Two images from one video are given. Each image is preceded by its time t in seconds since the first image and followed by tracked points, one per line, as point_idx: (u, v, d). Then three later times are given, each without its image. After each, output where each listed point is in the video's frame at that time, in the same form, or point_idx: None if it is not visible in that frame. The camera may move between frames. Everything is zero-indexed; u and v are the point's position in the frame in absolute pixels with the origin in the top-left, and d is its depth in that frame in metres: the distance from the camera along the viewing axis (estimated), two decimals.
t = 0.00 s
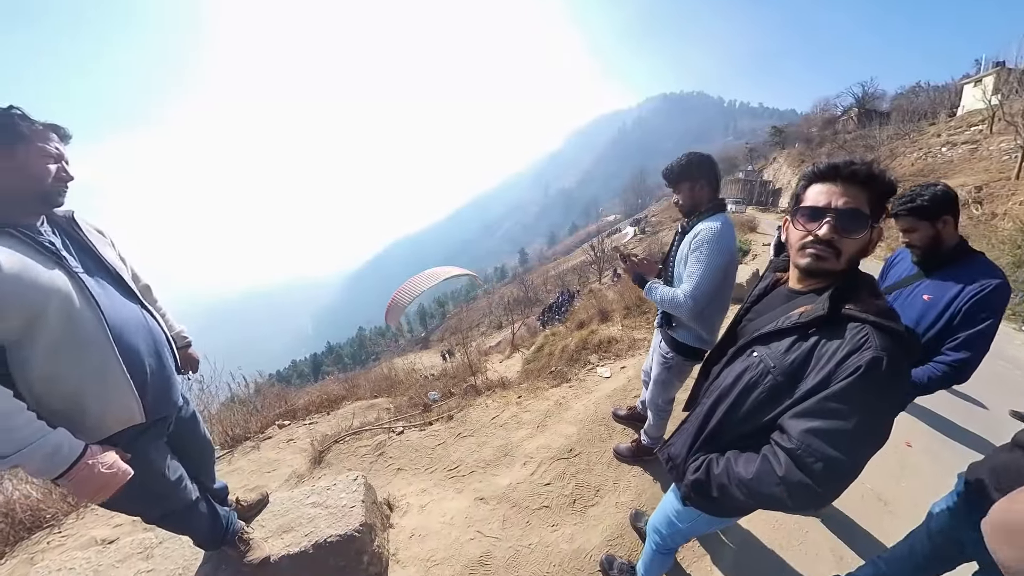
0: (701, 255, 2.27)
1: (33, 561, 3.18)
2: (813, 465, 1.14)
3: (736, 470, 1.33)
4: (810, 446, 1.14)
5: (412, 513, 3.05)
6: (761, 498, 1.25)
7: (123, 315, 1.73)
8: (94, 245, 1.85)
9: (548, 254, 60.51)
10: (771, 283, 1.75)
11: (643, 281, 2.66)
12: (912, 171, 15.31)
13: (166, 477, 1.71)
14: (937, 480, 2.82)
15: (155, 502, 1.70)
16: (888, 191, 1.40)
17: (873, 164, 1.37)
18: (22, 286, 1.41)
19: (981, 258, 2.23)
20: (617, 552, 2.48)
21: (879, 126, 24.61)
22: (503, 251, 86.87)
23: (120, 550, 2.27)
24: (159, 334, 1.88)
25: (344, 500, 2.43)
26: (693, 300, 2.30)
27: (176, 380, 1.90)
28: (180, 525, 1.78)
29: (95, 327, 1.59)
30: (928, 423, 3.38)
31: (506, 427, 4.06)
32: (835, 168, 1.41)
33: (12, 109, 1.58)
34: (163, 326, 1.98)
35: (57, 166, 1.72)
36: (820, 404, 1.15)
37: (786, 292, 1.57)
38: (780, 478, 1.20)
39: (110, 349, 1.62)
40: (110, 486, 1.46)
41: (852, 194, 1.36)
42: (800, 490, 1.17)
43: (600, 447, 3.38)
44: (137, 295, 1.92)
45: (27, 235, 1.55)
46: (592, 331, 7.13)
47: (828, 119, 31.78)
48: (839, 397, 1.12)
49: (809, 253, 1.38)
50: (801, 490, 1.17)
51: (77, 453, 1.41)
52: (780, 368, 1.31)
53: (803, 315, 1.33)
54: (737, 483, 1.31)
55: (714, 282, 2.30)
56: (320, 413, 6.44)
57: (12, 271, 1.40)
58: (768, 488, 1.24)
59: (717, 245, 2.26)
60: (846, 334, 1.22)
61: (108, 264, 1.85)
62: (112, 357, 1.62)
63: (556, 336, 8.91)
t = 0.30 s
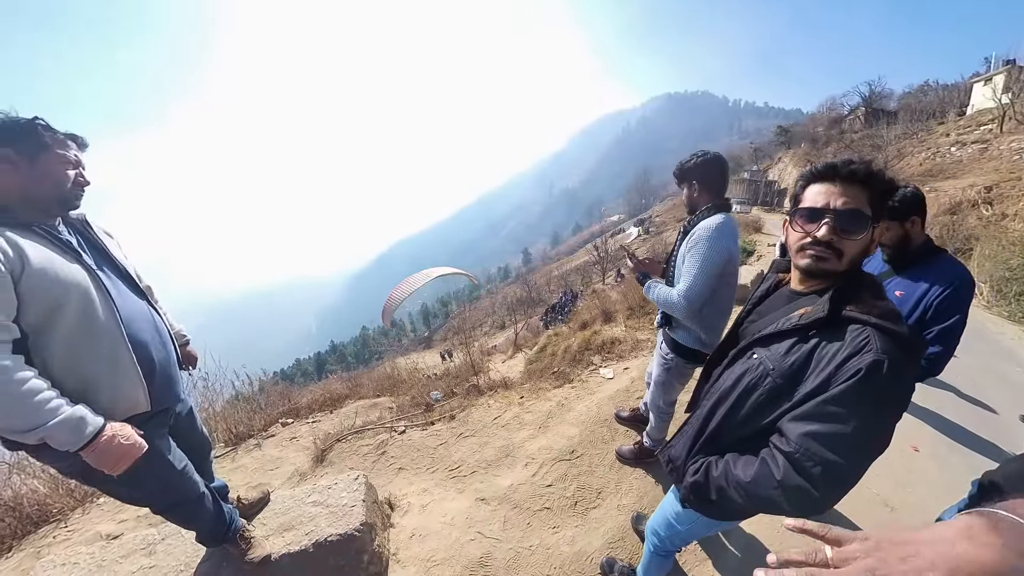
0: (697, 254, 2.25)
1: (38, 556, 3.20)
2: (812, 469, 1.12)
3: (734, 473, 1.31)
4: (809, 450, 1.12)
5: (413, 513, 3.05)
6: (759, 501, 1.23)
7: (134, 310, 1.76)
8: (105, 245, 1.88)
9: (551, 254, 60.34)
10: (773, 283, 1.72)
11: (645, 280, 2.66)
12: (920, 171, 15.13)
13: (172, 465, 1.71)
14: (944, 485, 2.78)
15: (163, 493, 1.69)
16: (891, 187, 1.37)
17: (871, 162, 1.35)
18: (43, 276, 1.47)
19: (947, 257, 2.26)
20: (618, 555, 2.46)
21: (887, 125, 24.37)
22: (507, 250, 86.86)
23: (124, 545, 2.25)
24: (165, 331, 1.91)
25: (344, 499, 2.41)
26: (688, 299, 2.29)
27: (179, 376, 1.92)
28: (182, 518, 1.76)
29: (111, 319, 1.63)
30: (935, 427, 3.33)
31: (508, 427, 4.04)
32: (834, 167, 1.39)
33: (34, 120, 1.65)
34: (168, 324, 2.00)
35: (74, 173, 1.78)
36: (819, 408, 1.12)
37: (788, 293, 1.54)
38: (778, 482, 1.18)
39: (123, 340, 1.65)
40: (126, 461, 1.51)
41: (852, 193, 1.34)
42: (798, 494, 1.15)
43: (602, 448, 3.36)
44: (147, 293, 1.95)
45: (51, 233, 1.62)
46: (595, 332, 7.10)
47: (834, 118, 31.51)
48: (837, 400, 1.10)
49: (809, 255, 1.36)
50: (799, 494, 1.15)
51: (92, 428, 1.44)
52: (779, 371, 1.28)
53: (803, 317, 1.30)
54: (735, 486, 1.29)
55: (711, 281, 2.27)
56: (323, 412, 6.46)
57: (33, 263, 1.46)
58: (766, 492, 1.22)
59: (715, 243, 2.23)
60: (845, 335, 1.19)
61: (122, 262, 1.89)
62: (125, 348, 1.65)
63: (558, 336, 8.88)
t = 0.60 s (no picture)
0: (696, 250, 2.24)
1: (43, 551, 3.22)
2: (814, 473, 1.10)
3: (736, 477, 1.29)
4: (811, 455, 1.09)
5: (414, 512, 3.04)
6: (761, 506, 1.21)
7: (143, 302, 1.79)
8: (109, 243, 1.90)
9: (554, 254, 60.21)
10: (777, 282, 1.70)
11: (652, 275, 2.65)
12: (928, 171, 14.97)
13: (187, 450, 1.70)
14: (950, 489, 2.76)
15: (179, 477, 1.69)
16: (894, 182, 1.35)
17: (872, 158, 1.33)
18: (62, 269, 1.49)
19: (906, 244, 2.18)
20: (620, 557, 2.44)
21: (894, 125, 24.14)
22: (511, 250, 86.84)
23: (128, 540, 2.25)
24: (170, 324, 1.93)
25: (346, 498, 2.41)
26: (685, 297, 2.28)
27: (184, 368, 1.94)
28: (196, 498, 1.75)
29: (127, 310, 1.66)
30: (944, 431, 3.29)
31: (509, 427, 4.04)
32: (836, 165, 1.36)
33: (69, 135, 1.78)
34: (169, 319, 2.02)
35: (93, 185, 1.88)
36: (821, 411, 1.10)
37: (792, 293, 1.52)
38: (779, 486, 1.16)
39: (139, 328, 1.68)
40: (146, 441, 1.54)
41: (854, 191, 1.32)
42: (800, 499, 1.13)
43: (604, 449, 3.35)
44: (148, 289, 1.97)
45: (66, 228, 1.63)
46: (598, 332, 7.08)
47: (841, 118, 31.27)
48: (840, 403, 1.07)
49: (809, 254, 1.34)
50: (801, 499, 1.13)
51: (114, 408, 1.46)
52: (781, 372, 1.26)
53: (806, 317, 1.28)
54: (737, 489, 1.27)
55: (711, 279, 2.25)
56: (326, 410, 6.47)
57: (55, 258, 1.48)
58: (767, 496, 1.20)
59: (717, 240, 2.21)
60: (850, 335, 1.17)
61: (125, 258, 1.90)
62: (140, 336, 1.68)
63: (561, 336, 8.86)
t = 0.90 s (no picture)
0: (696, 251, 2.25)
1: (50, 544, 3.27)
2: (805, 481, 1.11)
3: (727, 481, 1.29)
4: (803, 463, 1.10)
5: (415, 509, 3.07)
6: (752, 512, 1.22)
7: (153, 297, 1.87)
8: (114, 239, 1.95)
9: (557, 254, 60.14)
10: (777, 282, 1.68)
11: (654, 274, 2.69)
12: (935, 171, 14.84)
13: (185, 448, 1.68)
14: (953, 492, 2.75)
15: (179, 478, 1.68)
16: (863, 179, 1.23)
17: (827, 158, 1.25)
18: (94, 266, 1.57)
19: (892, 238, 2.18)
20: (618, 555, 2.45)
21: (900, 125, 23.95)
22: (514, 250, 86.86)
23: (134, 533, 2.30)
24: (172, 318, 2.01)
25: (348, 493, 2.43)
26: (686, 296, 2.28)
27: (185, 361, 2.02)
28: (209, 492, 1.75)
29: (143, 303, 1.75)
30: (949, 434, 3.28)
31: (510, 425, 4.06)
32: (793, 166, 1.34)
33: (89, 141, 1.83)
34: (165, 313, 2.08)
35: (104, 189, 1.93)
36: (815, 420, 1.08)
37: (790, 293, 1.50)
38: (770, 492, 1.17)
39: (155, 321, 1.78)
40: (181, 417, 1.63)
41: (803, 193, 1.29)
42: (790, 506, 1.14)
43: (605, 448, 3.36)
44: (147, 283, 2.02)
45: (84, 227, 1.69)
46: (600, 332, 7.08)
47: (846, 117, 31.07)
48: (835, 411, 1.06)
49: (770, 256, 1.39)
50: (790, 506, 1.14)
51: (151, 385, 1.55)
52: (777, 378, 1.24)
53: (804, 321, 1.26)
54: (728, 494, 1.28)
55: (712, 278, 2.26)
56: (329, 409, 6.50)
57: (89, 255, 1.56)
58: (758, 501, 1.21)
59: (717, 240, 2.22)
60: (847, 340, 1.15)
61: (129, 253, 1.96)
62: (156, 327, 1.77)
63: (563, 336, 8.86)
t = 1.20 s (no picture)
0: (694, 249, 2.28)
1: (59, 536, 3.34)
2: (772, 476, 1.12)
3: (704, 473, 1.31)
4: (770, 458, 1.11)
5: (416, 503, 3.12)
6: (723, 504, 1.24)
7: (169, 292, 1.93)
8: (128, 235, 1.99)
9: (560, 254, 60.12)
10: (775, 278, 1.69)
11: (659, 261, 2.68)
12: (940, 171, 14.75)
13: (193, 442, 1.71)
14: (952, 492, 2.77)
15: (190, 470, 1.73)
16: (841, 172, 1.20)
17: (809, 151, 1.25)
18: (117, 260, 1.63)
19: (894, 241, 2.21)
20: (615, 550, 2.48)
21: (905, 124, 23.80)
22: (517, 250, 86.88)
23: (142, 523, 2.36)
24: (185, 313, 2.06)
25: (351, 486, 2.48)
26: (685, 294, 2.32)
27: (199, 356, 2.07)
28: (219, 485, 1.77)
29: (162, 296, 1.80)
30: (949, 435, 3.29)
31: (511, 422, 4.10)
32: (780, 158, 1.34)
33: (106, 142, 1.88)
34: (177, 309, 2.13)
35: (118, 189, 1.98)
36: (786, 415, 1.09)
37: (783, 291, 1.51)
38: (740, 485, 1.19)
39: (173, 313, 1.83)
40: (205, 397, 1.69)
41: (785, 188, 1.31)
42: (758, 500, 1.16)
43: (604, 445, 3.40)
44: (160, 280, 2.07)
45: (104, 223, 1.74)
46: (602, 331, 7.10)
47: (851, 117, 30.91)
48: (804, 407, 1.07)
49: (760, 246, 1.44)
50: (758, 500, 1.16)
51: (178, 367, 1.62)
52: (755, 373, 1.25)
53: (786, 317, 1.27)
54: (702, 486, 1.30)
55: (712, 276, 2.30)
56: (331, 406, 6.56)
57: (113, 250, 1.62)
58: (728, 494, 1.23)
59: (717, 238, 2.25)
60: (823, 338, 1.15)
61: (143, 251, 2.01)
62: (175, 319, 1.83)
63: (565, 336, 8.88)
